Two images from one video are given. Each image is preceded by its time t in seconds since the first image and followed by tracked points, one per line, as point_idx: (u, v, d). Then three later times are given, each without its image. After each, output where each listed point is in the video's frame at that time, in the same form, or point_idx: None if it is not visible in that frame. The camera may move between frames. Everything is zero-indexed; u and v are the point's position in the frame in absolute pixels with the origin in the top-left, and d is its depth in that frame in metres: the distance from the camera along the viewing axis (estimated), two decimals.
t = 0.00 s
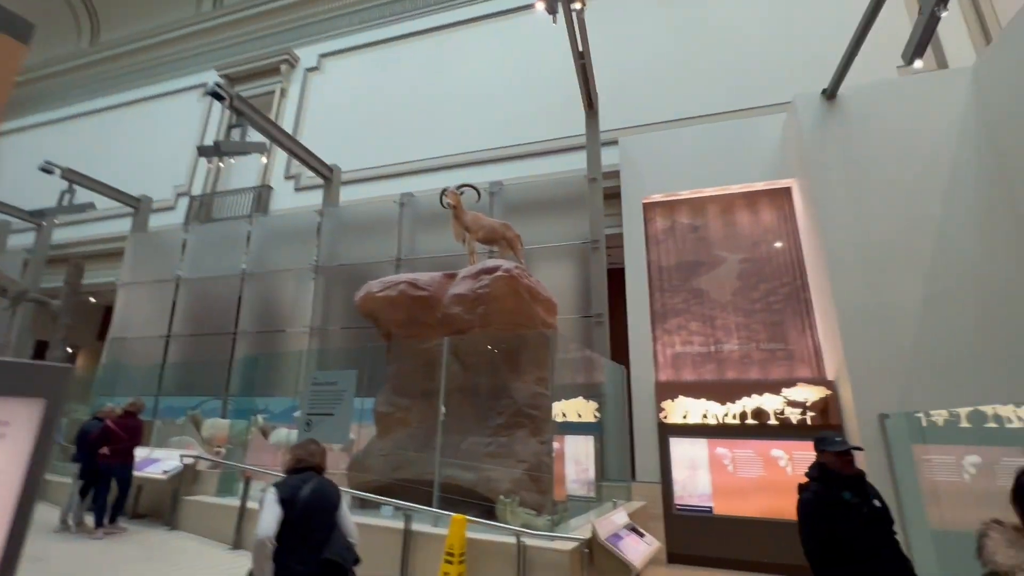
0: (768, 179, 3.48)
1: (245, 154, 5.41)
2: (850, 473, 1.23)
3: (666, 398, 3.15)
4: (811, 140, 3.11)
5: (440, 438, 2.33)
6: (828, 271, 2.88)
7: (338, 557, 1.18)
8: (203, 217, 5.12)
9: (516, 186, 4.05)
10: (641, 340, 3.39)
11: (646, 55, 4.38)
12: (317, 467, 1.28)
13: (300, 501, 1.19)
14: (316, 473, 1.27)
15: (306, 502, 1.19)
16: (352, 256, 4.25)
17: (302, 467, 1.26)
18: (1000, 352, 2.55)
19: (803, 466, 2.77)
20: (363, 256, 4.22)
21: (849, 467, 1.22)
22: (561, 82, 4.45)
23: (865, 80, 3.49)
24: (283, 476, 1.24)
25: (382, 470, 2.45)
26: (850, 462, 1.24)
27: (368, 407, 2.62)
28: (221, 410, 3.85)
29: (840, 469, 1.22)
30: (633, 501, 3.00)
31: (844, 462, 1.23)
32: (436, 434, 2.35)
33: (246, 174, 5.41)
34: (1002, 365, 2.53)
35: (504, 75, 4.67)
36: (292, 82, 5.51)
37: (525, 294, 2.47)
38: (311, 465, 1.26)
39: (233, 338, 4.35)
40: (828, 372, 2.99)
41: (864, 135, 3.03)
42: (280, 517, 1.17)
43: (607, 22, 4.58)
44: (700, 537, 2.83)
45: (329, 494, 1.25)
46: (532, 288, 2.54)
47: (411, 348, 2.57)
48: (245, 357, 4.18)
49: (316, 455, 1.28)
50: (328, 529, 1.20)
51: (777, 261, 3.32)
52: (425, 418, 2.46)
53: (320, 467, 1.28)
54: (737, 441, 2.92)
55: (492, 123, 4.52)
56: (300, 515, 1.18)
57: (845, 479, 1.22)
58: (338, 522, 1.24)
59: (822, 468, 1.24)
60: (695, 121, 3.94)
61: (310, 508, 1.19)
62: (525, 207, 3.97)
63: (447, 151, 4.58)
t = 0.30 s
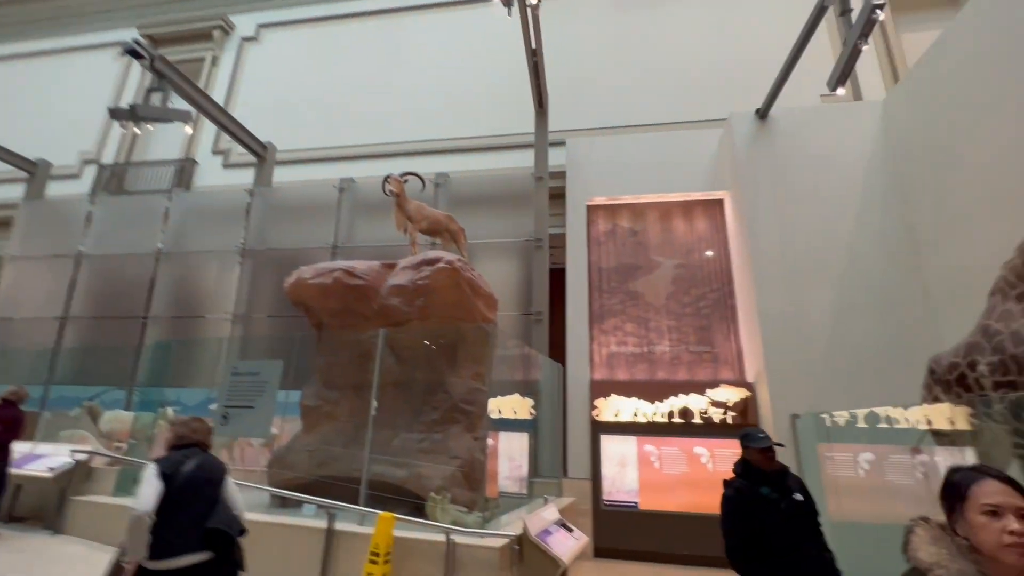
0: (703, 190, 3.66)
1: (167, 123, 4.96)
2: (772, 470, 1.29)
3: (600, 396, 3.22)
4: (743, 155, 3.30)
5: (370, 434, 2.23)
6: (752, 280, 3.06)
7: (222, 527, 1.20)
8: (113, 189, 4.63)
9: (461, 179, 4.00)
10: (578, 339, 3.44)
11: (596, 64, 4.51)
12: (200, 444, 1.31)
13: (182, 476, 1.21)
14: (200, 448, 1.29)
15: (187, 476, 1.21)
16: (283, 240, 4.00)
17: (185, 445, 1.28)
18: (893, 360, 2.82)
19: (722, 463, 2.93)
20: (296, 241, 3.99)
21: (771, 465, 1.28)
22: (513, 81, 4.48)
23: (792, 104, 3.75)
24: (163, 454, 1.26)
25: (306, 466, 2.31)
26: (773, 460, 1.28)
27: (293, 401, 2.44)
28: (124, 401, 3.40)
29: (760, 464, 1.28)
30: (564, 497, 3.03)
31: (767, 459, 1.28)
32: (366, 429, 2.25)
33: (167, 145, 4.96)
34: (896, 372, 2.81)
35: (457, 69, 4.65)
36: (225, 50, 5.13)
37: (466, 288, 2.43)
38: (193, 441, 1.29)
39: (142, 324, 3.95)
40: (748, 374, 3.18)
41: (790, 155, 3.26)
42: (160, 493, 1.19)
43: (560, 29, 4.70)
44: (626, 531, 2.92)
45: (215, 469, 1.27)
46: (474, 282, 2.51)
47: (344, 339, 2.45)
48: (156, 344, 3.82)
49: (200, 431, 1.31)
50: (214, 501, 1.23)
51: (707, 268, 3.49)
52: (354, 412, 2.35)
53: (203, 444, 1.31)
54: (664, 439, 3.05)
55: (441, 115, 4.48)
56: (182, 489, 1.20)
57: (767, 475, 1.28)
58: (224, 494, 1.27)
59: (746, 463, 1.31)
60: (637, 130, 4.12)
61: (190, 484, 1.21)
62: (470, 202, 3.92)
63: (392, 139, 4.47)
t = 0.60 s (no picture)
0: (651, 199, 3.77)
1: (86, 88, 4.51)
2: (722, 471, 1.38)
3: (545, 396, 3.25)
4: (689, 167, 3.44)
5: (304, 432, 2.11)
6: (694, 287, 3.19)
7: (80, 528, 1.03)
8: (18, 157, 4.14)
9: (413, 171, 3.91)
10: (525, 339, 3.44)
11: (554, 68, 4.56)
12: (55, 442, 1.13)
13: (34, 475, 1.04)
14: (56, 446, 1.12)
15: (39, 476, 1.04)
16: (217, 224, 3.74)
17: (36, 443, 1.10)
18: (817, 367, 3.01)
19: (659, 463, 3.02)
20: (230, 225, 3.73)
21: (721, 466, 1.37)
22: (471, 78, 4.45)
23: (736, 121, 3.96)
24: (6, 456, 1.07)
25: (232, 466, 2.16)
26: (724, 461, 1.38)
27: (219, 397, 2.28)
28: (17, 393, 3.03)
29: (711, 467, 1.37)
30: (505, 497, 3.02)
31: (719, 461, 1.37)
32: (300, 426, 2.13)
33: (84, 112, 4.50)
34: (818, 378, 3.01)
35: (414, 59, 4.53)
36: (160, 16, 4.77)
37: (415, 283, 2.34)
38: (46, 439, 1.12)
39: (46, 308, 3.56)
40: (686, 377, 3.30)
41: (733, 170, 3.43)
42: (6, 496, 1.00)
43: (521, 32, 4.72)
44: (565, 531, 2.94)
45: (76, 468, 1.10)
46: (423, 277, 2.43)
47: (280, 331, 2.30)
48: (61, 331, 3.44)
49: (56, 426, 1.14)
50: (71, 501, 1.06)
51: (652, 274, 3.60)
52: (288, 409, 2.22)
53: (60, 441, 1.13)
54: (605, 439, 3.11)
55: (394, 104, 4.37)
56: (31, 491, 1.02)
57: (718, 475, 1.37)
58: (83, 496, 1.09)
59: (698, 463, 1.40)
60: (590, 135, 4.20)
61: (43, 485, 1.04)
62: (421, 195, 3.84)
63: (342, 125, 4.31)
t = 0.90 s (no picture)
0: (607, 208, 3.83)
1: None
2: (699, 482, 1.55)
3: (496, 402, 3.21)
4: (643, 180, 3.53)
5: (240, 440, 1.96)
6: (644, 296, 3.27)
7: None
8: None
9: (366, 167, 3.80)
10: (478, 344, 3.39)
11: (515, 75, 4.60)
12: None
13: None
14: None
15: None
16: (147, 212, 3.44)
17: None
18: (756, 377, 3.16)
19: (607, 468, 3.07)
20: (162, 214, 3.45)
21: (699, 476, 1.56)
22: (431, 78, 4.40)
23: (687, 138, 4.12)
24: None
25: (155, 477, 1.97)
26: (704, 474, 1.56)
27: (143, 401, 2.08)
28: None
29: (690, 474, 1.54)
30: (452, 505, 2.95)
31: (699, 472, 1.55)
32: (235, 433, 1.98)
33: None
34: (757, 387, 3.16)
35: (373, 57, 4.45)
36: None
37: (367, 283, 2.25)
38: None
39: None
40: (634, 384, 3.37)
41: (683, 185, 3.56)
42: None
43: (482, 37, 4.73)
44: (513, 539, 2.91)
45: None
46: (375, 277, 2.33)
47: (215, 329, 2.13)
48: None
49: None
50: None
51: (605, 283, 3.66)
52: (222, 415, 2.05)
53: None
54: (555, 446, 3.11)
55: (348, 98, 4.25)
56: None
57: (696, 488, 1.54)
58: None
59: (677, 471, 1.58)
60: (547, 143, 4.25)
61: None
62: (375, 193, 3.73)
63: (291, 115, 4.14)
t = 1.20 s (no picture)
0: (568, 218, 3.84)
1: None
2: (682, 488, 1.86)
3: (453, 411, 3.14)
4: (604, 192, 3.59)
5: (176, 453, 1.81)
6: (603, 306, 3.31)
7: None
8: None
9: (323, 164, 3.68)
10: (436, 351, 3.32)
11: (480, 83, 4.59)
12: None
13: None
14: None
15: None
16: (76, 202, 3.17)
17: None
18: (708, 388, 3.26)
19: (563, 478, 3.09)
20: (94, 205, 3.18)
21: (683, 483, 1.86)
22: (395, 80, 4.32)
23: (647, 154, 4.23)
24: None
25: (76, 494, 1.79)
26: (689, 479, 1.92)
27: (65, 408, 1.90)
28: None
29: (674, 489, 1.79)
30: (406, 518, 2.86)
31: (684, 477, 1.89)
32: (170, 445, 1.83)
33: None
34: (709, 397, 3.25)
35: (335, 54, 4.33)
36: None
37: (324, 287, 2.13)
38: None
39: None
40: (591, 393, 3.39)
41: (642, 199, 3.65)
42: None
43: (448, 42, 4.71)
44: (466, 550, 2.89)
45: None
46: (332, 280, 2.22)
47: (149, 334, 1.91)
48: None
49: None
50: None
51: (564, 292, 3.68)
52: (156, 425, 1.89)
53: None
54: (512, 456, 3.10)
55: (307, 94, 4.11)
56: None
57: (678, 490, 1.87)
58: None
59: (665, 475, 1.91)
60: (510, 151, 4.26)
61: None
62: (331, 193, 3.60)
63: (246, 108, 3.98)
